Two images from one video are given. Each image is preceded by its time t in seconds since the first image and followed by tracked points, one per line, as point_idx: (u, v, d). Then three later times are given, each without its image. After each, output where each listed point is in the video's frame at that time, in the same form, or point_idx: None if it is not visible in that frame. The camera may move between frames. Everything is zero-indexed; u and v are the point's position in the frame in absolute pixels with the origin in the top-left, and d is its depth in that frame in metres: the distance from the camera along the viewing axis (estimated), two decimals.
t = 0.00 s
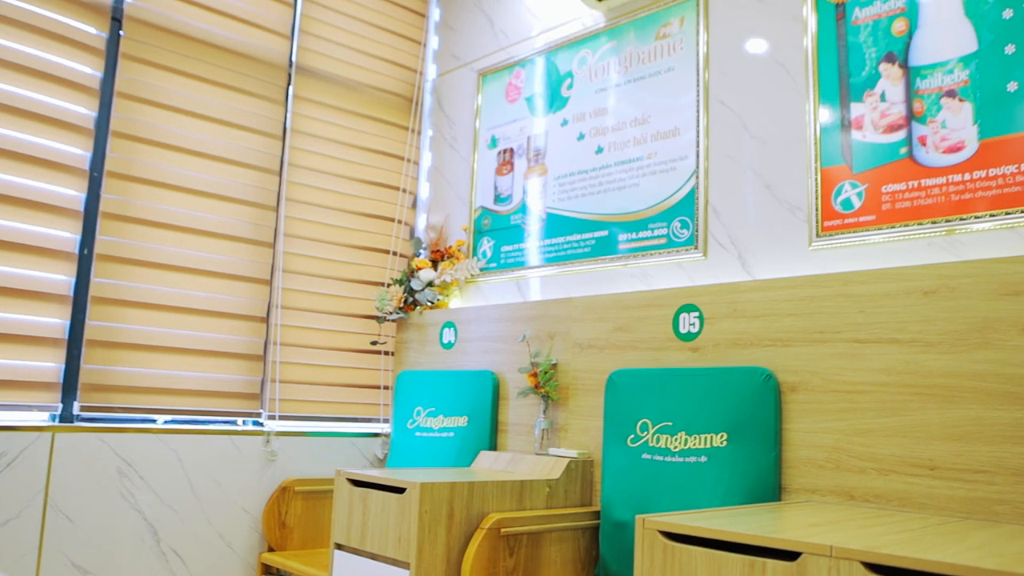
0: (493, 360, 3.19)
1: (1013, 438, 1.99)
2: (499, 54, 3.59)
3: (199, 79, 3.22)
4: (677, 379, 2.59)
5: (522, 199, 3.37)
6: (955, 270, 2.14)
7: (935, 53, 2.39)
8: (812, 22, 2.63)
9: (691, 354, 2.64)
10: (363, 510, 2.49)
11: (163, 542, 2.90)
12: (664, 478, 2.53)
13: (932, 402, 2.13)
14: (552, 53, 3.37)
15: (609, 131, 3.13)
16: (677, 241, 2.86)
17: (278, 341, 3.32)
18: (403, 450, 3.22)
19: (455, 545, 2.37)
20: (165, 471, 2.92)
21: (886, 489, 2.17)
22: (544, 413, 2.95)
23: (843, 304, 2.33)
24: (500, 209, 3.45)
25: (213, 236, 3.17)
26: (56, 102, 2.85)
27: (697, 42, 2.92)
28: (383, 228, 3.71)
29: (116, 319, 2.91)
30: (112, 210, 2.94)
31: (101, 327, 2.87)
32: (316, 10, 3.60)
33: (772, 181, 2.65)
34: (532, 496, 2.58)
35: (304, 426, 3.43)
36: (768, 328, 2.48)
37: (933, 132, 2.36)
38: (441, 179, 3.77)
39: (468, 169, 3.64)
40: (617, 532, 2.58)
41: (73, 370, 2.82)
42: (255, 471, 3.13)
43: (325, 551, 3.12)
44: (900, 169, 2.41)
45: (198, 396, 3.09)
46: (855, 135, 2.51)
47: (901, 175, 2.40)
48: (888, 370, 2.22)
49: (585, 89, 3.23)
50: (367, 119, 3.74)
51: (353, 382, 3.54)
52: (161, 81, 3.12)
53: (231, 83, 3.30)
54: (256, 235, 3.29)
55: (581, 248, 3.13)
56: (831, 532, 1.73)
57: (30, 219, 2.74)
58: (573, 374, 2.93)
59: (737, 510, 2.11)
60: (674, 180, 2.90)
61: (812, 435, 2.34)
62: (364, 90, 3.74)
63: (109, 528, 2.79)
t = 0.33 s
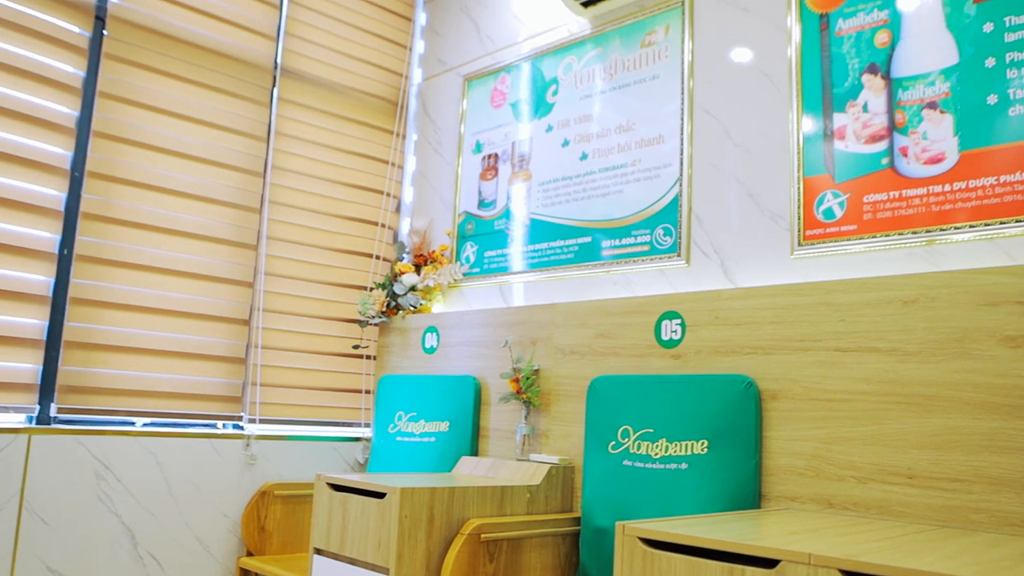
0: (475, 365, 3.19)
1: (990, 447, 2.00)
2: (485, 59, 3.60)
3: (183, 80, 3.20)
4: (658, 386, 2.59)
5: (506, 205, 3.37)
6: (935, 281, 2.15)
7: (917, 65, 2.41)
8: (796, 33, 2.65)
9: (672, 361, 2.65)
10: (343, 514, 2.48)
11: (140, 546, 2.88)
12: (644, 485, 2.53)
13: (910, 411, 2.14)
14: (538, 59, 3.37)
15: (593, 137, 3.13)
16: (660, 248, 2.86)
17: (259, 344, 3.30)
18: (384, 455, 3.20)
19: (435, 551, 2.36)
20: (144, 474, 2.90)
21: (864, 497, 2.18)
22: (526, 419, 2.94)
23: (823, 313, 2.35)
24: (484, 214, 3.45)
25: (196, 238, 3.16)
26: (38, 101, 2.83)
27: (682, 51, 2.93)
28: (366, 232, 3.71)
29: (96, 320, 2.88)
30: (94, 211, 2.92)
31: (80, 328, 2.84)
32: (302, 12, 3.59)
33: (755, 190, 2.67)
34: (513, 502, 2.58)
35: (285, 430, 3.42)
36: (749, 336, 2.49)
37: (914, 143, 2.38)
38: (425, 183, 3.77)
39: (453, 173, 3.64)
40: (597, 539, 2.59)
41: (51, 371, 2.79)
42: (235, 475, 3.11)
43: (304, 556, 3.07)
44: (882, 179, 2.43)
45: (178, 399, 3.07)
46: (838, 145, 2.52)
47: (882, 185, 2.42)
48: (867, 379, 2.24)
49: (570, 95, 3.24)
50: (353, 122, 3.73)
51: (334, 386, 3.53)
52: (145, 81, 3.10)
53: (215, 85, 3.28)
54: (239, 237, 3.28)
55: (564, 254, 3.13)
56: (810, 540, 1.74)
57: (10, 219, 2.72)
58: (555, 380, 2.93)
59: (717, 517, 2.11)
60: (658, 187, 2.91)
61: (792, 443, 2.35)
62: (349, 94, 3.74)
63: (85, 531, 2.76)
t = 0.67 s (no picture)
0: (456, 372, 3.18)
1: (966, 459, 2.02)
2: (470, 66, 3.60)
3: (167, 81, 3.19)
4: (639, 395, 2.60)
5: (490, 212, 3.37)
6: (914, 294, 2.17)
7: (898, 80, 2.44)
8: (780, 45, 2.67)
9: (653, 370, 2.66)
10: (322, 520, 2.47)
11: (115, 551, 2.85)
12: (623, 494, 2.53)
13: (888, 422, 2.16)
14: (523, 67, 3.38)
15: (577, 146, 3.14)
16: (643, 257, 2.87)
17: (239, 348, 3.28)
18: (364, 461, 3.19)
19: (414, 558, 2.35)
20: (120, 478, 2.88)
21: (842, 508, 2.20)
22: (506, 426, 2.94)
23: (803, 324, 2.36)
24: (467, 221, 3.45)
25: (177, 240, 3.14)
26: (19, 100, 2.80)
27: (667, 61, 2.95)
28: (349, 236, 3.70)
29: (74, 322, 2.86)
30: (73, 212, 2.89)
31: (57, 330, 2.82)
32: (287, 16, 3.59)
33: (737, 202, 2.68)
34: (492, 509, 2.57)
35: (264, 435, 3.39)
36: (730, 346, 2.50)
37: (895, 157, 2.40)
38: (409, 189, 3.76)
39: (436, 179, 3.64)
40: (576, 548, 2.58)
41: (27, 373, 2.76)
42: (213, 480, 3.09)
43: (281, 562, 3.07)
44: (863, 192, 2.45)
45: (157, 402, 3.05)
46: (820, 157, 2.54)
47: (863, 198, 2.44)
48: (846, 391, 2.25)
49: (555, 103, 3.24)
50: (338, 126, 3.72)
51: (314, 391, 3.51)
52: (128, 82, 3.08)
53: (199, 86, 3.27)
54: (221, 240, 3.26)
55: (547, 261, 3.14)
56: (787, 550, 1.75)
57: None
58: (536, 388, 2.93)
59: (696, 527, 2.11)
60: (641, 197, 2.92)
61: (771, 454, 2.36)
62: (334, 98, 3.73)
63: (60, 536, 2.73)
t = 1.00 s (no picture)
0: (442, 377, 3.17)
1: (949, 470, 2.03)
2: (461, 72, 3.61)
3: (155, 82, 3.18)
4: (624, 402, 2.60)
5: (477, 217, 3.37)
6: (898, 305, 2.18)
7: (885, 92, 2.45)
8: (769, 56, 2.69)
9: (638, 378, 2.66)
10: (304, 524, 2.46)
11: (94, 553, 2.82)
12: (607, 501, 2.53)
13: (872, 432, 2.17)
14: (513, 73, 3.39)
15: (566, 153, 3.14)
16: (630, 265, 2.88)
17: (224, 350, 3.26)
18: (348, 465, 3.17)
19: (396, 564, 2.33)
20: (101, 480, 2.85)
21: (825, 517, 2.20)
22: (491, 433, 2.93)
23: (789, 334, 2.37)
24: (455, 226, 3.45)
25: (163, 241, 3.12)
26: (6, 98, 2.79)
27: (657, 70, 2.96)
28: (337, 240, 3.69)
29: (57, 322, 2.84)
30: (58, 211, 2.87)
31: (39, 330, 2.80)
32: (277, 18, 3.59)
33: (725, 211, 2.69)
34: (476, 515, 2.56)
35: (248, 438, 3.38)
36: (715, 355, 2.51)
37: (881, 168, 2.42)
38: (397, 194, 3.76)
39: (425, 184, 3.63)
40: (559, 555, 2.58)
41: (8, 372, 2.74)
42: (196, 483, 3.07)
43: (263, 567, 3.05)
44: (849, 203, 2.46)
45: (141, 404, 3.03)
46: (807, 168, 2.55)
47: (849, 209, 2.45)
48: (830, 401, 2.26)
49: (544, 111, 3.25)
50: (327, 130, 3.72)
51: (299, 394, 3.50)
52: (116, 82, 3.07)
53: (188, 88, 3.26)
54: (208, 242, 3.25)
55: (534, 268, 3.14)
56: (768, 559, 1.75)
57: None
58: (521, 395, 2.92)
59: (679, 535, 2.11)
60: (629, 205, 2.93)
61: (755, 463, 2.36)
62: (324, 101, 3.73)
63: (39, 538, 2.71)
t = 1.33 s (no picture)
0: (426, 381, 3.16)
1: (929, 478, 2.04)
2: (449, 75, 3.60)
3: (141, 81, 3.16)
4: (608, 408, 2.60)
5: (463, 221, 3.37)
6: (881, 314, 2.20)
7: (870, 102, 2.47)
8: (756, 64, 2.70)
9: (622, 384, 2.66)
10: (286, 527, 2.45)
11: (72, 555, 2.80)
12: (590, 506, 2.53)
13: (853, 440, 2.18)
14: (501, 77, 3.39)
15: (553, 158, 3.15)
16: (615, 270, 2.88)
17: (208, 351, 3.25)
18: (331, 468, 3.16)
19: (378, 567, 2.33)
20: (81, 481, 2.83)
21: (805, 524, 2.21)
22: (475, 437, 2.93)
23: (772, 341, 2.38)
24: (441, 229, 3.44)
25: (147, 241, 3.11)
26: None
27: (644, 76, 2.97)
28: (322, 242, 3.68)
29: (38, 322, 2.81)
30: (40, 210, 2.85)
31: (20, 329, 2.77)
32: (265, 19, 3.58)
33: (710, 218, 2.70)
34: (458, 518, 2.56)
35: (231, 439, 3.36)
36: (699, 361, 2.52)
37: (866, 178, 2.43)
38: (383, 196, 3.75)
39: (411, 187, 3.63)
40: (542, 560, 2.58)
41: None
42: (176, 484, 3.05)
43: (244, 569, 3.03)
44: (833, 212, 2.47)
45: (122, 404, 3.01)
46: (792, 176, 2.56)
47: (833, 218, 2.46)
48: (811, 408, 2.27)
49: (532, 115, 3.25)
50: (314, 131, 3.71)
51: (282, 396, 3.49)
52: (101, 80, 3.05)
53: (174, 87, 3.24)
54: (192, 242, 3.24)
55: (519, 272, 3.14)
56: (748, 566, 1.75)
57: None
58: (505, 399, 2.92)
59: (660, 541, 2.12)
60: (615, 211, 2.93)
61: (737, 469, 2.37)
62: (311, 102, 3.72)
63: (17, 539, 2.69)
